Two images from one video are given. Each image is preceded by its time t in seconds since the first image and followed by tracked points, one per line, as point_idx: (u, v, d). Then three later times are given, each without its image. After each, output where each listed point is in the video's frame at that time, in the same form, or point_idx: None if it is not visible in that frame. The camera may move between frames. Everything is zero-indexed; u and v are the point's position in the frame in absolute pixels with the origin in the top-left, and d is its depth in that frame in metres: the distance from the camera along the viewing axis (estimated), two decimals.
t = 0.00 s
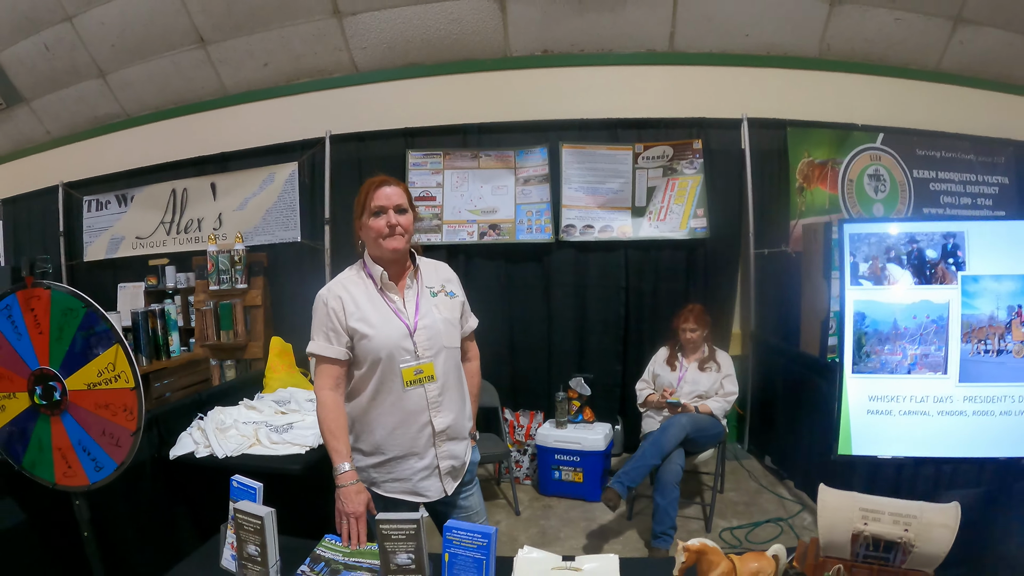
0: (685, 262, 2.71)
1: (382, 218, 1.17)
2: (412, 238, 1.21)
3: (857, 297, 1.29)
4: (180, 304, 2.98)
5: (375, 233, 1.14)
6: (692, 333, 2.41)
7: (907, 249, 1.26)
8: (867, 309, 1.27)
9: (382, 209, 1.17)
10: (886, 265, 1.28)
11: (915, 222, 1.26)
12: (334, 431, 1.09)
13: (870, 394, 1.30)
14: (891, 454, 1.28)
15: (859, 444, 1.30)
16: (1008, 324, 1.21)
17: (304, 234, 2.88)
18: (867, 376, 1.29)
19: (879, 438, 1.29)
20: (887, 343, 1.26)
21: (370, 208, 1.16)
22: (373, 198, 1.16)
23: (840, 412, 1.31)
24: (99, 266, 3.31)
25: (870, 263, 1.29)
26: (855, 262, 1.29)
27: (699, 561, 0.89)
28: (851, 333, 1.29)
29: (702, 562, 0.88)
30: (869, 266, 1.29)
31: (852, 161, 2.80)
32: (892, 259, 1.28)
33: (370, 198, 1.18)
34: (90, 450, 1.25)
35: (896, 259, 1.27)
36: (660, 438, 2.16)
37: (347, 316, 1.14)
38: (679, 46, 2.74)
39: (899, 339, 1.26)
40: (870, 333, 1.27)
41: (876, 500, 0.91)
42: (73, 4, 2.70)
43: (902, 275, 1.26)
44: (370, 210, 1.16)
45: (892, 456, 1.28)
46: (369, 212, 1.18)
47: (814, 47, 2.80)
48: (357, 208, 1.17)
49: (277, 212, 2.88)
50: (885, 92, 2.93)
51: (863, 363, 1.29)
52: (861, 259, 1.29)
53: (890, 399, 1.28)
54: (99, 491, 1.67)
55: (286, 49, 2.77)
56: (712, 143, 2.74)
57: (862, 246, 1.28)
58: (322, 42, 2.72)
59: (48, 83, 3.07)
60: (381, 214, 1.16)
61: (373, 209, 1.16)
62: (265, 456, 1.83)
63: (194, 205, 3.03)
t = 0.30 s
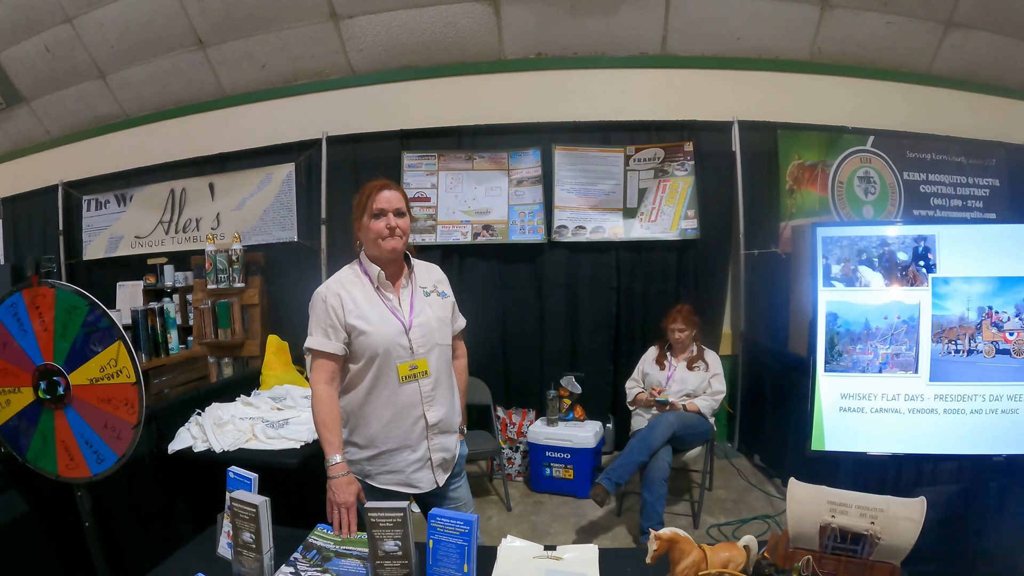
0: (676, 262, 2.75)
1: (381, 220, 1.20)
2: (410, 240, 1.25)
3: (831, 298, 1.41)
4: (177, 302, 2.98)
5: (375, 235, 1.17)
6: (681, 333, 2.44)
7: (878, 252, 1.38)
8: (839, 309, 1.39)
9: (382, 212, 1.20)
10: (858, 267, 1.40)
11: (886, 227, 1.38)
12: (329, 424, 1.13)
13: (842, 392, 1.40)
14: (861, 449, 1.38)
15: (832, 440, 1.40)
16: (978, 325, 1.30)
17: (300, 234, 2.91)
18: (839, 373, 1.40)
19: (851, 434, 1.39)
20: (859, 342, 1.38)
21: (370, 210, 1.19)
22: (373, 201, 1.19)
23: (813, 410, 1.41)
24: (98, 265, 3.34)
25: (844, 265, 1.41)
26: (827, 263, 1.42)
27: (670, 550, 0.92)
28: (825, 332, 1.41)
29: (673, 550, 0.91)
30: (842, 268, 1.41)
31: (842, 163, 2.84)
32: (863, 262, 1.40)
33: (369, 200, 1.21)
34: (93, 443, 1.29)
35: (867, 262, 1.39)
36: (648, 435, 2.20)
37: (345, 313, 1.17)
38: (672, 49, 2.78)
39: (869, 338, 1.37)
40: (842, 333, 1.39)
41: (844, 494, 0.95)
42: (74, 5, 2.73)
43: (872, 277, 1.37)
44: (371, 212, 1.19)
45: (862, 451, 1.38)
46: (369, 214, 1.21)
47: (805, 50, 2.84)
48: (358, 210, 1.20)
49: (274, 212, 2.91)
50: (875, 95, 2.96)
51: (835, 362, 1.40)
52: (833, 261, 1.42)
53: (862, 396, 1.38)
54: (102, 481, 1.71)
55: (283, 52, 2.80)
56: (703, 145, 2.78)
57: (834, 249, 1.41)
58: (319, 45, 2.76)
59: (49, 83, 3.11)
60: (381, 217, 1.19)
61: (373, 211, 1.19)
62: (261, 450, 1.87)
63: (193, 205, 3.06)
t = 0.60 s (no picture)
0: (671, 261, 2.77)
1: (382, 218, 1.21)
2: (410, 238, 1.25)
3: (822, 296, 1.43)
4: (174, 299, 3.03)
5: (376, 232, 1.18)
6: (676, 332, 2.45)
7: (869, 252, 1.39)
8: (830, 309, 1.41)
9: (384, 210, 1.21)
10: (850, 266, 1.41)
11: (877, 227, 1.40)
12: (326, 419, 1.14)
13: (834, 390, 1.41)
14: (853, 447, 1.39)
15: (823, 437, 1.41)
16: (969, 324, 1.31)
17: (297, 232, 2.92)
18: (830, 372, 1.41)
19: (842, 432, 1.40)
20: (850, 341, 1.39)
21: (372, 208, 1.20)
22: (375, 199, 1.20)
23: (805, 408, 1.42)
24: (95, 262, 3.34)
25: (836, 264, 1.43)
26: (820, 262, 1.44)
27: (661, 544, 0.93)
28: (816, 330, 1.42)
29: (664, 545, 0.93)
30: (833, 267, 1.43)
31: (837, 164, 2.86)
32: (855, 261, 1.41)
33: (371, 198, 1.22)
34: (90, 438, 1.30)
35: (859, 261, 1.41)
36: (642, 433, 2.22)
37: (344, 309, 1.18)
38: (669, 50, 2.79)
39: (861, 337, 1.38)
40: (834, 332, 1.40)
41: (835, 491, 0.96)
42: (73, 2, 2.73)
43: (865, 277, 1.38)
44: (372, 210, 1.20)
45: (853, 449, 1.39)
46: (370, 212, 1.22)
47: (801, 51, 2.85)
48: (359, 207, 1.21)
49: (272, 210, 2.92)
50: (871, 96, 2.97)
51: (827, 360, 1.41)
52: (825, 260, 1.44)
53: (853, 394, 1.40)
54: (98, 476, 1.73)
55: (281, 50, 2.81)
56: (700, 145, 2.80)
57: (826, 248, 1.44)
58: (316, 43, 2.76)
59: (48, 80, 3.11)
60: (383, 214, 1.20)
61: (375, 209, 1.20)
62: (257, 446, 1.88)
63: (190, 202, 3.06)
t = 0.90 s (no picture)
0: (670, 261, 2.77)
1: (384, 216, 1.21)
2: (411, 236, 1.25)
3: (822, 295, 1.45)
4: (172, 297, 3.02)
5: (378, 230, 1.18)
6: (675, 331, 2.45)
7: (869, 252, 1.41)
8: (830, 308, 1.43)
9: (386, 208, 1.21)
10: (850, 266, 1.43)
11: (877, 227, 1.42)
12: (326, 417, 1.14)
13: (833, 389, 1.42)
14: (852, 446, 1.39)
15: (823, 435, 1.42)
16: (969, 324, 1.31)
17: (297, 230, 2.91)
18: (830, 371, 1.42)
19: (841, 430, 1.40)
20: (850, 340, 1.40)
21: (374, 205, 1.20)
22: (377, 197, 1.20)
23: (806, 407, 1.43)
24: (94, 259, 3.34)
25: (836, 264, 1.45)
26: (820, 262, 1.47)
27: (662, 542, 0.93)
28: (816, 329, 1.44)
29: (665, 543, 0.93)
30: (834, 266, 1.45)
31: (837, 164, 2.86)
32: (855, 261, 1.43)
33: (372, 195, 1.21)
34: (89, 435, 1.29)
35: (859, 260, 1.42)
36: (641, 432, 2.22)
37: (344, 307, 1.18)
38: (668, 49, 2.79)
39: (861, 336, 1.39)
40: (834, 331, 1.41)
41: (835, 489, 0.97)
42: None
43: (865, 276, 1.40)
44: (375, 207, 1.19)
45: (852, 448, 1.39)
46: (372, 210, 1.21)
47: (801, 52, 2.85)
48: (361, 205, 1.20)
49: (271, 207, 2.91)
50: (871, 97, 2.98)
51: (827, 359, 1.42)
52: (825, 260, 1.46)
53: (853, 393, 1.40)
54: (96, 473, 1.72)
55: (281, 48, 2.81)
56: (699, 145, 2.80)
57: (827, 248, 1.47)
58: (316, 41, 2.76)
59: (47, 77, 3.10)
60: (385, 212, 1.20)
61: (377, 206, 1.20)
62: (256, 443, 1.87)
63: (189, 200, 3.06)
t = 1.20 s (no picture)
0: (670, 260, 2.77)
1: (388, 215, 1.21)
2: (413, 235, 1.26)
3: (824, 295, 1.43)
4: (173, 294, 3.02)
5: (383, 230, 1.18)
6: (676, 330, 2.45)
7: (871, 251, 1.40)
8: (832, 307, 1.41)
9: (389, 207, 1.21)
10: (852, 264, 1.42)
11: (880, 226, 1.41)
12: (328, 414, 1.14)
13: (835, 388, 1.41)
14: (853, 446, 1.39)
15: (824, 435, 1.41)
16: (970, 324, 1.31)
17: (297, 227, 2.91)
18: (832, 370, 1.41)
19: (842, 430, 1.40)
20: (852, 339, 1.39)
21: (378, 205, 1.19)
22: (381, 196, 1.19)
23: (807, 406, 1.42)
24: (94, 255, 3.34)
25: (837, 263, 1.43)
26: (822, 261, 1.44)
27: (663, 541, 0.93)
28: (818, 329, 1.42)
29: (667, 542, 0.93)
30: (836, 265, 1.43)
31: (838, 164, 2.86)
32: (857, 260, 1.42)
33: (376, 194, 1.21)
34: (89, 432, 1.29)
35: (861, 259, 1.41)
36: (642, 431, 2.21)
37: (345, 303, 1.18)
38: (670, 48, 2.79)
39: (863, 336, 1.38)
40: (836, 331, 1.40)
41: (836, 488, 0.96)
42: None
43: (867, 276, 1.38)
44: (379, 207, 1.19)
45: (853, 448, 1.39)
46: (375, 209, 1.21)
47: (803, 51, 2.85)
48: (365, 203, 1.20)
49: (272, 205, 2.91)
50: (872, 97, 2.98)
51: (829, 359, 1.41)
52: (827, 259, 1.44)
53: (855, 393, 1.40)
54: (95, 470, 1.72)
55: (283, 45, 2.80)
56: (700, 144, 2.80)
57: (828, 246, 1.44)
58: (318, 38, 2.75)
59: (48, 73, 3.10)
60: (389, 212, 1.20)
61: (381, 206, 1.19)
62: (256, 441, 1.86)
63: (189, 197, 3.05)
